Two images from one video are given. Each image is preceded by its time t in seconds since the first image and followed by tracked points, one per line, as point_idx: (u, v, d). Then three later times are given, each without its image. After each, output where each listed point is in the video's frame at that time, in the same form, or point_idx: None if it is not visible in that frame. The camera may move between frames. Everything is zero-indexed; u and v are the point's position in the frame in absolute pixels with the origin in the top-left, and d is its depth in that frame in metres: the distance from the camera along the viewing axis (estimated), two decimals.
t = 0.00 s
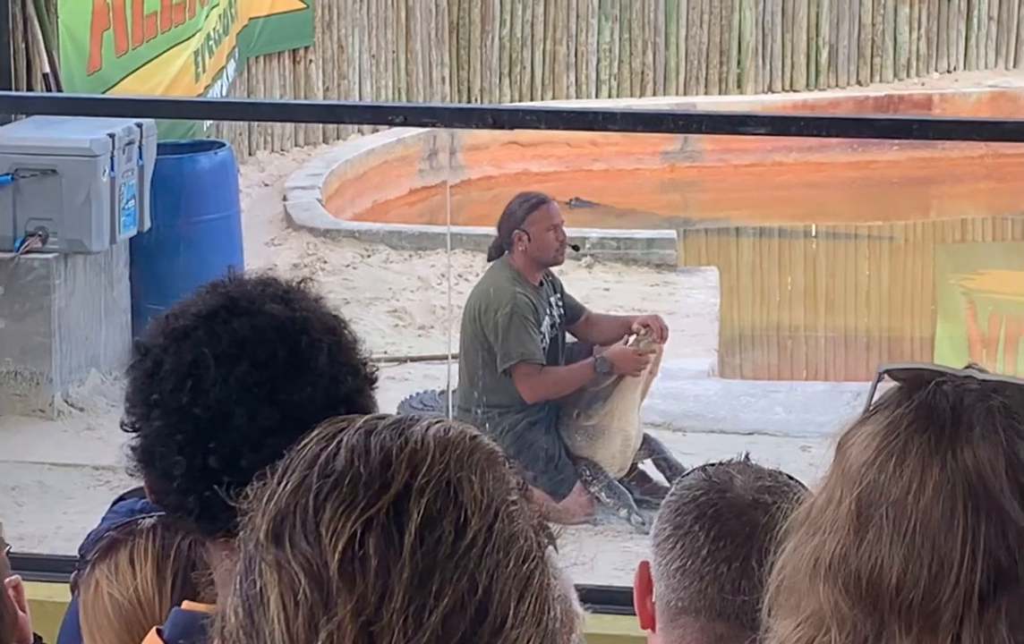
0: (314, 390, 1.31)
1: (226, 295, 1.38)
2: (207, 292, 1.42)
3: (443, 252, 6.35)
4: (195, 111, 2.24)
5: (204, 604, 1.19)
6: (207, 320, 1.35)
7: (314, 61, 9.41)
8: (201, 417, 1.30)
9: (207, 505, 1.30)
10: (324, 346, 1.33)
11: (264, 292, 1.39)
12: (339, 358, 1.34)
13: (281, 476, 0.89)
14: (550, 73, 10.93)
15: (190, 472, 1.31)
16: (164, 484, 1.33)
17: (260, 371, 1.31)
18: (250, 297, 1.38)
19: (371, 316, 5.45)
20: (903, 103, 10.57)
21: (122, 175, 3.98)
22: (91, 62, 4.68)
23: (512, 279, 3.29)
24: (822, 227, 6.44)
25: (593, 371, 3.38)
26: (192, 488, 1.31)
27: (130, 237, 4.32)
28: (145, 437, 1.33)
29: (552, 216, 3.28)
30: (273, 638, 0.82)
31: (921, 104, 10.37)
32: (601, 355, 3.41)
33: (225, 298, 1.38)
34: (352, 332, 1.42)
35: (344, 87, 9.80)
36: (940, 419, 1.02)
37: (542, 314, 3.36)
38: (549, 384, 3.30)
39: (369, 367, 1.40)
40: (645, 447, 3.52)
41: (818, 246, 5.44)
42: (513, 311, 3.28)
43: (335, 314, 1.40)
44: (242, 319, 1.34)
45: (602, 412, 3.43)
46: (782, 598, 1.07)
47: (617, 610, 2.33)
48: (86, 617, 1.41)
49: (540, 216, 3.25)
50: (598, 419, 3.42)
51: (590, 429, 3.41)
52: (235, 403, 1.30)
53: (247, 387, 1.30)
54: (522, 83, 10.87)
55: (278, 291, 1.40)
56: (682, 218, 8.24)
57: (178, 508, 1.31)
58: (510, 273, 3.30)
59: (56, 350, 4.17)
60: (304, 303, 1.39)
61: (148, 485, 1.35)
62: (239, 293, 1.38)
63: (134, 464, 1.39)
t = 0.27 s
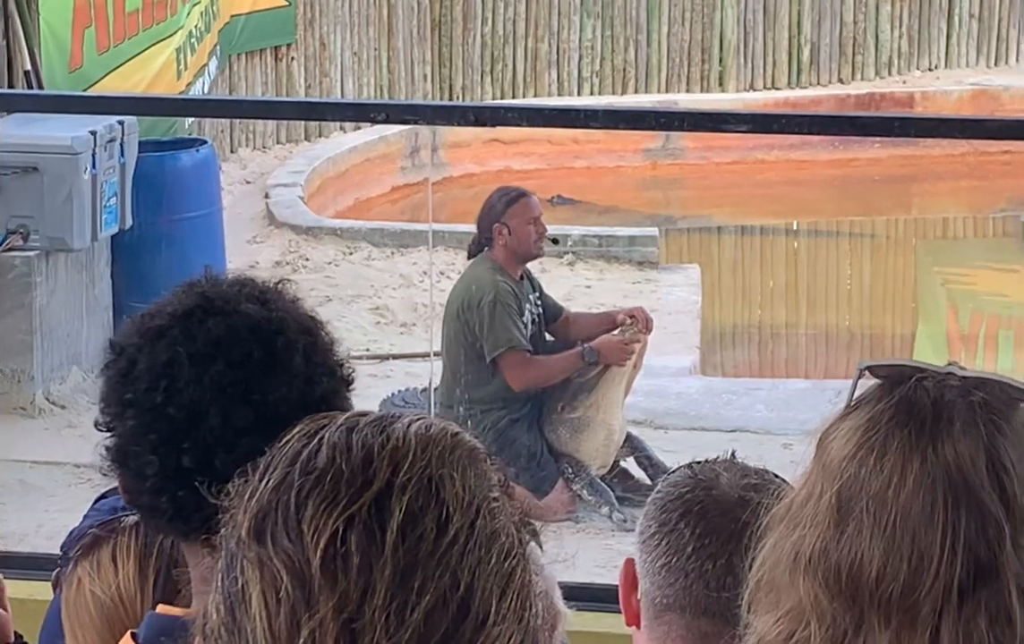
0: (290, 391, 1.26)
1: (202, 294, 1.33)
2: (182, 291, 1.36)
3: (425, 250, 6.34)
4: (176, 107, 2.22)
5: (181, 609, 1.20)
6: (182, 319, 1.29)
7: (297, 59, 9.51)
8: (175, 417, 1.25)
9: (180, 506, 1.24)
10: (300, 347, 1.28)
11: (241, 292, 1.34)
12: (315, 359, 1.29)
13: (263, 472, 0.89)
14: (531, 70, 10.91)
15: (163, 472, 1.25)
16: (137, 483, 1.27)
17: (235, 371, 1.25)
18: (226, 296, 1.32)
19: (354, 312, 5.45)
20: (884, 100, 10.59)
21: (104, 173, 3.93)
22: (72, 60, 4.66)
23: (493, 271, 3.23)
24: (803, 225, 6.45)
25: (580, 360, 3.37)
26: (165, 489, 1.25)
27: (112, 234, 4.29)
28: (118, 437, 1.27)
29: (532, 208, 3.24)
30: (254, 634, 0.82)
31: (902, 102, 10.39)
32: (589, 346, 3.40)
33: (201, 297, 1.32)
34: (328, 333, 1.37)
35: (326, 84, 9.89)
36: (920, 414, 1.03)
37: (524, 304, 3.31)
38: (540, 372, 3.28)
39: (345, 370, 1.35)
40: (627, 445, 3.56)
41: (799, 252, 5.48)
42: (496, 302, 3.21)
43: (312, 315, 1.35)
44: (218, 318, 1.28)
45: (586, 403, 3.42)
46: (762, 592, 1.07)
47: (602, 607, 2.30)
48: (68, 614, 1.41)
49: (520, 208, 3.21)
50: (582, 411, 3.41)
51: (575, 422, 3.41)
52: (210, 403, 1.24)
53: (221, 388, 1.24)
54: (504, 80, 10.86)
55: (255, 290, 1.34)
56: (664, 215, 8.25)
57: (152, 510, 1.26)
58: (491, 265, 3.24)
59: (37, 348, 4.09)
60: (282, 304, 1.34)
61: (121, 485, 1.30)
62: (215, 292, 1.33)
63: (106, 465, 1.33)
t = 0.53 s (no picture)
0: (264, 389, 1.28)
1: (180, 289, 1.34)
2: (160, 287, 1.37)
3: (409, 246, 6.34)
4: (161, 103, 2.22)
5: (157, 608, 1.22)
6: (158, 315, 1.30)
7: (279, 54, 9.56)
8: (149, 414, 1.26)
9: (153, 503, 1.27)
10: (277, 346, 1.30)
11: (218, 288, 1.35)
12: (290, 357, 1.31)
13: (245, 468, 0.89)
14: (516, 66, 10.89)
15: (137, 469, 1.27)
16: (111, 479, 1.29)
17: (210, 369, 1.27)
18: (204, 293, 1.33)
19: (338, 308, 5.45)
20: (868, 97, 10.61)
21: (88, 168, 3.95)
22: (56, 56, 4.65)
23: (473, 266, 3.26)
24: (786, 222, 6.47)
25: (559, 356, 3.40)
26: (138, 486, 1.28)
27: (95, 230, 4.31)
28: (93, 432, 1.29)
29: (515, 204, 3.23)
30: (237, 631, 0.82)
31: (886, 98, 10.40)
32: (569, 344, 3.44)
33: (178, 293, 1.33)
34: (304, 329, 1.39)
35: (309, 80, 9.90)
36: (906, 410, 1.03)
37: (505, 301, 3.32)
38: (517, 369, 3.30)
39: (321, 367, 1.37)
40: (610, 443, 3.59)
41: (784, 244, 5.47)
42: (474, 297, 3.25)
43: (289, 313, 1.37)
44: (194, 314, 1.29)
45: (565, 402, 3.44)
46: (748, 589, 1.08)
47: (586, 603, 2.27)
48: (51, 606, 1.41)
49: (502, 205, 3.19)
50: (562, 410, 3.44)
51: (555, 420, 3.43)
52: (184, 400, 1.26)
53: (196, 386, 1.26)
54: (488, 76, 10.83)
55: (232, 287, 1.35)
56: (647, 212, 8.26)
57: (124, 506, 1.29)
58: (472, 262, 3.27)
59: (19, 343, 4.15)
60: (259, 301, 1.35)
61: (94, 480, 1.32)
62: (192, 288, 1.34)
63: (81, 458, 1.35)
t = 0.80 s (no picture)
0: (245, 392, 1.27)
1: (163, 291, 1.33)
2: (143, 288, 1.36)
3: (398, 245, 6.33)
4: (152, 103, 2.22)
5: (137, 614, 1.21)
6: (140, 314, 1.29)
7: (268, 53, 9.57)
8: (128, 413, 1.25)
9: (129, 503, 1.26)
10: (258, 348, 1.29)
11: (202, 290, 1.33)
12: (271, 360, 1.30)
13: (237, 472, 0.89)
14: (504, 66, 10.90)
15: (114, 467, 1.26)
16: (88, 478, 1.28)
17: (191, 370, 1.26)
18: (187, 294, 1.32)
19: (326, 307, 5.45)
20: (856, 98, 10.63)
21: (76, 166, 3.94)
22: (44, 54, 4.64)
23: (460, 264, 3.24)
24: (775, 222, 6.48)
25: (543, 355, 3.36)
26: (115, 485, 1.26)
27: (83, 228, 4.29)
28: (71, 430, 1.28)
29: (499, 202, 3.24)
30: (237, 633, 0.82)
31: (874, 99, 10.43)
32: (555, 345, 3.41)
33: (161, 293, 1.32)
34: (287, 334, 1.38)
35: (298, 79, 9.89)
36: (901, 413, 1.04)
37: (491, 299, 3.29)
38: (503, 366, 3.29)
39: (302, 372, 1.36)
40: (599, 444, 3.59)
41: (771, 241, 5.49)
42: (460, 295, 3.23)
43: (272, 317, 1.36)
44: (176, 314, 1.28)
45: (553, 403, 3.43)
46: (740, 588, 1.09)
47: (575, 604, 2.18)
48: (40, 607, 1.41)
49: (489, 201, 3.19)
50: (549, 410, 3.43)
51: (542, 421, 3.42)
52: (163, 400, 1.25)
53: (176, 385, 1.25)
54: (477, 76, 10.83)
55: (216, 290, 1.34)
56: (636, 211, 8.27)
57: (100, 504, 1.27)
58: (458, 260, 3.25)
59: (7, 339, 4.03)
60: (241, 303, 1.33)
61: (72, 479, 1.31)
62: (175, 289, 1.32)
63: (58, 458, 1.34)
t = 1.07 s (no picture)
0: (224, 395, 1.23)
1: (143, 296, 1.30)
2: (125, 293, 1.33)
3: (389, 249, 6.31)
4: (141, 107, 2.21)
5: (117, 624, 1.18)
6: (121, 318, 1.27)
7: (260, 57, 9.54)
8: (107, 415, 1.22)
9: (108, 505, 1.22)
10: (238, 352, 1.26)
11: (184, 296, 1.31)
12: (252, 365, 1.27)
13: (223, 478, 0.88)
14: (496, 70, 10.91)
15: (93, 471, 1.22)
16: (67, 482, 1.24)
17: (170, 373, 1.23)
18: (167, 298, 1.29)
19: (318, 311, 5.44)
20: (848, 101, 10.62)
21: (68, 171, 3.94)
22: (35, 58, 4.62)
23: (450, 267, 3.22)
24: (766, 226, 6.47)
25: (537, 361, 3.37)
26: (94, 488, 1.23)
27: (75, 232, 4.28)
28: (50, 433, 1.25)
29: (488, 205, 3.23)
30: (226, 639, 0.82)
31: (866, 103, 10.42)
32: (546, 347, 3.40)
33: (141, 298, 1.29)
34: (268, 340, 1.35)
35: (290, 83, 9.89)
36: (894, 416, 1.04)
37: (482, 300, 3.27)
38: (495, 367, 3.27)
39: (284, 379, 1.32)
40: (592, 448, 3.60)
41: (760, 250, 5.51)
42: (450, 297, 3.21)
43: (253, 324, 1.33)
44: (157, 317, 1.26)
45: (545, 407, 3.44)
46: (732, 592, 1.09)
47: (566, 607, 2.16)
48: (32, 612, 1.40)
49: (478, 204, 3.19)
50: (541, 415, 3.44)
51: (534, 425, 3.43)
52: (142, 402, 1.22)
53: (155, 387, 1.22)
54: (469, 80, 10.83)
55: (199, 296, 1.31)
56: (627, 215, 8.28)
57: (79, 509, 1.24)
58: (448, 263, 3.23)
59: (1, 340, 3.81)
60: (222, 308, 1.31)
61: (51, 485, 1.27)
62: (156, 294, 1.30)
63: (38, 464, 1.30)
